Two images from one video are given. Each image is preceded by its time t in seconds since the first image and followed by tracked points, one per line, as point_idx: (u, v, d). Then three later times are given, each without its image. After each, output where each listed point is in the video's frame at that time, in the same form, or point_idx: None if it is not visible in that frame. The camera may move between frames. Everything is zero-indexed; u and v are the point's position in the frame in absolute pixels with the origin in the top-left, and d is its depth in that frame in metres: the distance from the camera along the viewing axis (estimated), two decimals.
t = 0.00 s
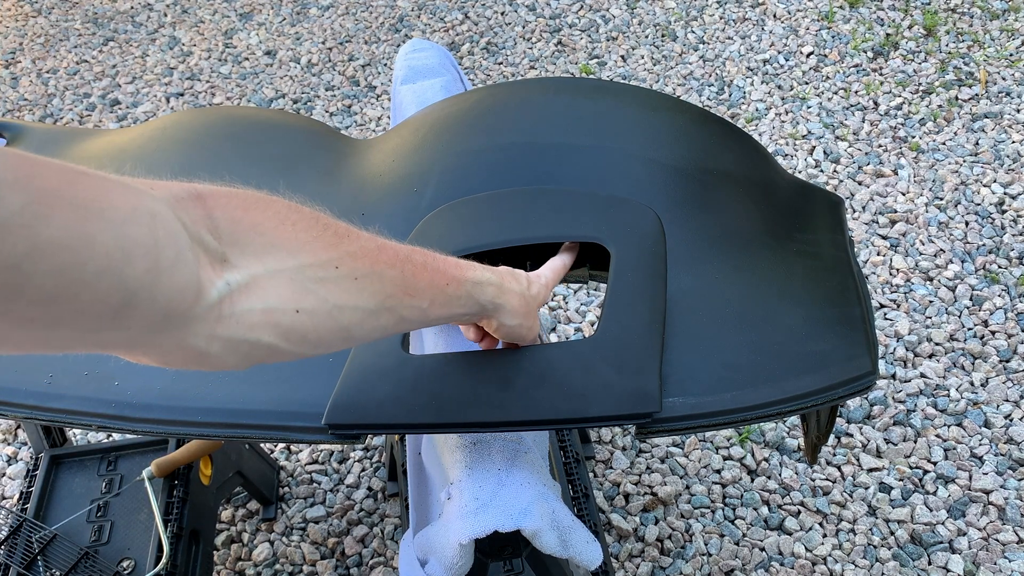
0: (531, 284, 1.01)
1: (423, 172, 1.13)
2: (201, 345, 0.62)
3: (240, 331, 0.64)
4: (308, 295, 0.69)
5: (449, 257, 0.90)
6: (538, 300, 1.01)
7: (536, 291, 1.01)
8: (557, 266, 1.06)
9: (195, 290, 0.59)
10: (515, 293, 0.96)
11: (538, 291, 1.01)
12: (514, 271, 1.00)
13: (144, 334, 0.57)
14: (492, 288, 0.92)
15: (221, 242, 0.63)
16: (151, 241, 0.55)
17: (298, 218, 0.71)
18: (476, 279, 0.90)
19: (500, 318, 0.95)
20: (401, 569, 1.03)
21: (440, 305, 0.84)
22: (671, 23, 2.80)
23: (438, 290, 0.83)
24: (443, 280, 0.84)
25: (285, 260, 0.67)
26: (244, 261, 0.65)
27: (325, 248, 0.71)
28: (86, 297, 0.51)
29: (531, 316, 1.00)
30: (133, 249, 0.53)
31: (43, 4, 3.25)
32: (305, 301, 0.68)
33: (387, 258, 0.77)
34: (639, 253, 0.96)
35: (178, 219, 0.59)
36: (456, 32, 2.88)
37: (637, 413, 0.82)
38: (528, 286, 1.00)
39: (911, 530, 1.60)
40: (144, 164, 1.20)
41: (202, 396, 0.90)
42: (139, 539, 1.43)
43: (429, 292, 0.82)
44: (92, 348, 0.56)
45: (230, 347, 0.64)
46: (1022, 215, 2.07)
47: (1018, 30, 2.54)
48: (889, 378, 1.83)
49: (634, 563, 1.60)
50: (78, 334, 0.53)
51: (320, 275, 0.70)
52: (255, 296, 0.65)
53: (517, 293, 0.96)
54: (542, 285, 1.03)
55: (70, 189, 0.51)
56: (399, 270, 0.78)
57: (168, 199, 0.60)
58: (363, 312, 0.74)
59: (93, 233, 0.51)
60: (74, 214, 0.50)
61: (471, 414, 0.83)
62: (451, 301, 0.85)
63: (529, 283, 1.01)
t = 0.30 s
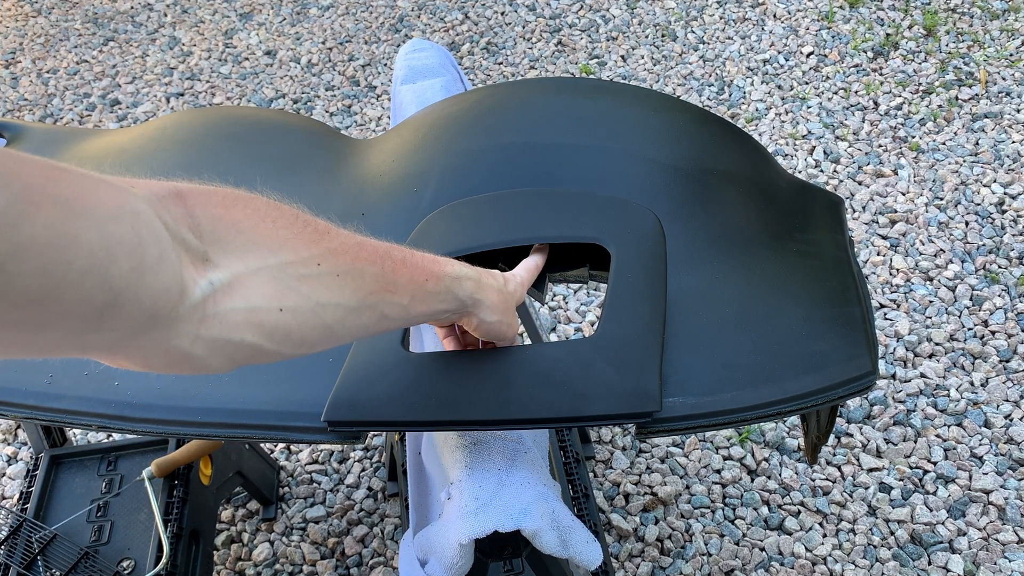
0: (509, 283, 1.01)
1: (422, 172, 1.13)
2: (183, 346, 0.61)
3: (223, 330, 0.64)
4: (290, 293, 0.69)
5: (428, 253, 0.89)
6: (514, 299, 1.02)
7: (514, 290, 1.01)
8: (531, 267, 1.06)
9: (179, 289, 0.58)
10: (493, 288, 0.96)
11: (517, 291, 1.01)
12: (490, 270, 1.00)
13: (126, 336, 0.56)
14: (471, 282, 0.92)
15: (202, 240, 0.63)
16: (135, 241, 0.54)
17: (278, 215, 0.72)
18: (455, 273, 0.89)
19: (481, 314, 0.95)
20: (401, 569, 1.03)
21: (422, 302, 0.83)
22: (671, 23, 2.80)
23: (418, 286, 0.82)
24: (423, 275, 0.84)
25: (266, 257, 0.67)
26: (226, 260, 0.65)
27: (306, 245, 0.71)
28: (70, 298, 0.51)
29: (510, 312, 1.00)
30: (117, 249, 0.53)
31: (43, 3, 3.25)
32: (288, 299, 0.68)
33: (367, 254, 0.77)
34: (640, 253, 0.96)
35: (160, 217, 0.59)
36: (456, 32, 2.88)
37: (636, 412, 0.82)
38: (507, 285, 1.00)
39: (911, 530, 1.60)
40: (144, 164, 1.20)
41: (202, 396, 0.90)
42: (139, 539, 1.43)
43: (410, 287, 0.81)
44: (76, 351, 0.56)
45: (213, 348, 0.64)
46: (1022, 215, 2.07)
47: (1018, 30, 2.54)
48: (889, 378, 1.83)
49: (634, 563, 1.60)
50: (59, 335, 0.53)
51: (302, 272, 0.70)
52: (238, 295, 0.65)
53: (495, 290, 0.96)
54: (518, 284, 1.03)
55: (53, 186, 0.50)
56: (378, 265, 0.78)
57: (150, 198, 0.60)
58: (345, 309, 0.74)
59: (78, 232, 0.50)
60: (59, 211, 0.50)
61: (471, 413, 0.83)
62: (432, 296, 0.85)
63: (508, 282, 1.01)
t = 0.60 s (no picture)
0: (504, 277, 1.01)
1: (422, 172, 1.13)
2: (185, 353, 0.61)
3: (226, 337, 0.64)
4: (293, 296, 0.69)
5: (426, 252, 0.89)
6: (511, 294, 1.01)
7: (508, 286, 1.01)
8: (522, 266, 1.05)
9: (183, 295, 0.58)
10: (491, 284, 0.96)
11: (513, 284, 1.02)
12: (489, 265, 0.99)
13: (131, 344, 0.56)
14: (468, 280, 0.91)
15: (205, 243, 0.63)
16: (140, 247, 0.54)
17: (281, 216, 0.71)
18: (454, 272, 0.89)
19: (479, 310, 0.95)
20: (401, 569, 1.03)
21: (422, 301, 0.84)
22: (671, 23, 2.80)
23: (419, 284, 0.82)
24: (422, 273, 0.84)
25: (269, 259, 0.67)
26: (228, 263, 0.65)
27: (308, 247, 0.71)
28: (74, 308, 0.50)
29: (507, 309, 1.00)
30: (121, 256, 0.52)
31: (43, 4, 3.25)
32: (290, 302, 0.68)
33: (369, 255, 0.77)
34: (641, 253, 0.96)
35: (163, 221, 0.59)
36: (456, 32, 2.89)
37: (637, 412, 0.82)
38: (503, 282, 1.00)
39: (911, 530, 1.60)
40: (144, 164, 1.20)
41: (202, 396, 0.90)
42: (139, 539, 1.43)
43: (411, 287, 0.81)
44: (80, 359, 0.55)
45: (214, 354, 0.64)
46: (1022, 215, 2.07)
47: (1018, 30, 2.54)
48: (889, 378, 1.83)
49: (634, 563, 1.60)
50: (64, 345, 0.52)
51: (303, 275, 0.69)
52: (239, 300, 0.64)
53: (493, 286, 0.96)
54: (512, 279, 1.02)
55: (58, 194, 0.50)
56: (379, 265, 0.77)
57: (152, 201, 0.60)
58: (346, 310, 0.74)
59: (84, 242, 0.50)
60: (64, 220, 0.49)
61: (470, 412, 0.83)
62: (432, 294, 0.85)
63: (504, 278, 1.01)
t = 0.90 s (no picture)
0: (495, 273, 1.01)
1: (422, 172, 1.13)
2: (169, 355, 0.61)
3: (210, 339, 0.63)
4: (278, 295, 0.68)
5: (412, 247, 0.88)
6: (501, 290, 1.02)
7: (498, 282, 1.01)
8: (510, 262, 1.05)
9: (167, 298, 0.58)
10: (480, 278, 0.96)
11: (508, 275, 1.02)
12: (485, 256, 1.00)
13: (114, 346, 0.56)
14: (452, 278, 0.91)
15: (189, 243, 0.62)
16: (124, 251, 0.54)
17: (266, 214, 0.70)
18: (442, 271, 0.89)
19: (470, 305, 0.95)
20: (401, 569, 1.03)
21: (411, 299, 0.83)
22: (671, 23, 2.80)
23: (408, 282, 0.82)
24: (411, 271, 0.84)
25: (256, 259, 0.66)
26: (214, 264, 0.64)
27: (295, 246, 0.70)
28: (57, 314, 0.50)
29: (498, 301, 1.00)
30: (105, 261, 0.52)
31: (43, 3, 3.25)
32: (276, 302, 0.67)
33: (357, 253, 0.77)
34: (641, 252, 0.96)
35: (146, 222, 0.58)
36: (456, 32, 2.88)
37: (637, 412, 0.82)
38: (492, 278, 1.00)
39: (911, 530, 1.60)
40: (144, 164, 1.20)
41: (202, 396, 0.90)
42: (139, 539, 1.43)
43: (400, 286, 0.81)
44: (65, 363, 0.55)
45: (199, 355, 0.63)
46: (1022, 215, 2.07)
47: (1018, 30, 2.54)
48: (889, 378, 1.83)
49: (634, 563, 1.60)
50: (48, 350, 0.52)
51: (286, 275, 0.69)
52: (226, 300, 0.64)
53: (484, 281, 0.96)
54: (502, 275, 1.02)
55: (41, 198, 0.49)
56: (366, 263, 0.77)
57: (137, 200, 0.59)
58: (334, 308, 0.74)
59: (66, 246, 0.50)
60: (46, 225, 0.49)
61: (470, 411, 0.83)
62: (421, 293, 0.85)
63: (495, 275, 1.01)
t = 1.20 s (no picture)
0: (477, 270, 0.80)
1: (423, 172, 1.13)
2: None
3: None
4: (89, 351, 0.58)
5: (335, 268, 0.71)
6: (482, 282, 0.80)
7: (478, 279, 0.80)
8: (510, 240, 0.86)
9: None
10: (435, 288, 0.76)
11: (485, 264, 0.81)
12: (446, 256, 0.79)
13: None
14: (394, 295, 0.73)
15: None
16: None
17: (82, 264, 0.60)
18: (374, 292, 0.71)
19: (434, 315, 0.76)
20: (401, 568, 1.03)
21: (320, 329, 0.67)
22: (671, 23, 2.80)
23: (308, 313, 0.66)
24: (317, 296, 0.67)
25: (57, 316, 0.57)
26: None
27: (117, 297, 0.60)
28: None
29: (479, 297, 0.80)
30: None
31: (43, 4, 3.25)
32: (86, 358, 0.58)
33: (216, 294, 0.63)
34: (641, 251, 0.96)
35: None
36: (456, 32, 2.89)
37: (638, 411, 0.82)
38: (468, 276, 0.79)
39: (911, 530, 1.60)
40: (144, 164, 1.20)
41: (203, 396, 0.90)
42: (139, 539, 1.43)
43: (292, 318, 0.65)
44: None
45: None
46: (1022, 215, 2.07)
47: (1018, 30, 2.54)
48: (889, 378, 1.83)
49: (634, 563, 1.60)
50: None
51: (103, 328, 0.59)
52: (11, 361, 0.55)
53: (443, 290, 0.77)
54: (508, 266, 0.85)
55: None
56: (235, 303, 0.63)
57: None
58: (180, 359, 0.61)
59: None
60: None
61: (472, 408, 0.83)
62: (336, 322, 0.67)
63: (472, 270, 0.80)
